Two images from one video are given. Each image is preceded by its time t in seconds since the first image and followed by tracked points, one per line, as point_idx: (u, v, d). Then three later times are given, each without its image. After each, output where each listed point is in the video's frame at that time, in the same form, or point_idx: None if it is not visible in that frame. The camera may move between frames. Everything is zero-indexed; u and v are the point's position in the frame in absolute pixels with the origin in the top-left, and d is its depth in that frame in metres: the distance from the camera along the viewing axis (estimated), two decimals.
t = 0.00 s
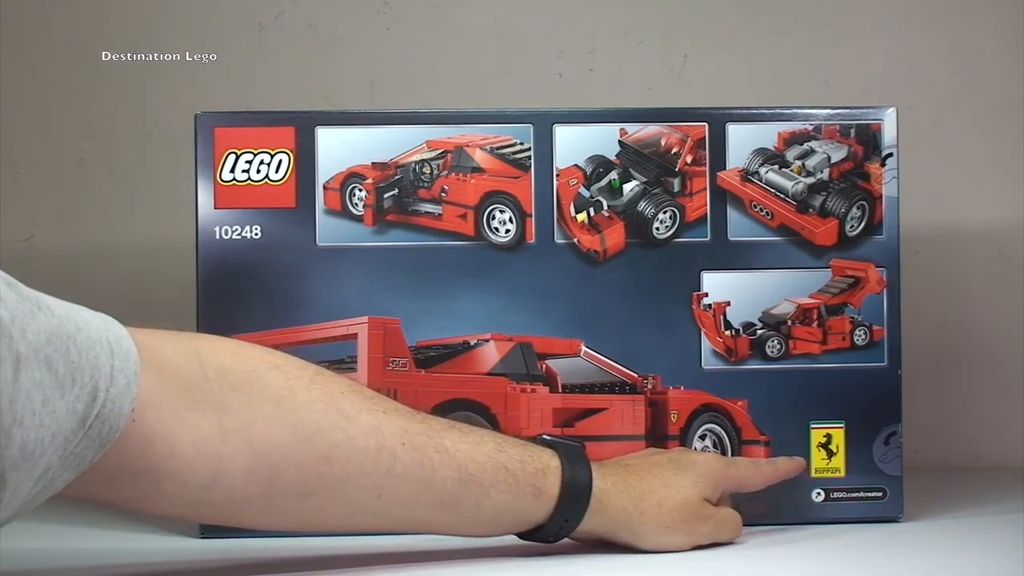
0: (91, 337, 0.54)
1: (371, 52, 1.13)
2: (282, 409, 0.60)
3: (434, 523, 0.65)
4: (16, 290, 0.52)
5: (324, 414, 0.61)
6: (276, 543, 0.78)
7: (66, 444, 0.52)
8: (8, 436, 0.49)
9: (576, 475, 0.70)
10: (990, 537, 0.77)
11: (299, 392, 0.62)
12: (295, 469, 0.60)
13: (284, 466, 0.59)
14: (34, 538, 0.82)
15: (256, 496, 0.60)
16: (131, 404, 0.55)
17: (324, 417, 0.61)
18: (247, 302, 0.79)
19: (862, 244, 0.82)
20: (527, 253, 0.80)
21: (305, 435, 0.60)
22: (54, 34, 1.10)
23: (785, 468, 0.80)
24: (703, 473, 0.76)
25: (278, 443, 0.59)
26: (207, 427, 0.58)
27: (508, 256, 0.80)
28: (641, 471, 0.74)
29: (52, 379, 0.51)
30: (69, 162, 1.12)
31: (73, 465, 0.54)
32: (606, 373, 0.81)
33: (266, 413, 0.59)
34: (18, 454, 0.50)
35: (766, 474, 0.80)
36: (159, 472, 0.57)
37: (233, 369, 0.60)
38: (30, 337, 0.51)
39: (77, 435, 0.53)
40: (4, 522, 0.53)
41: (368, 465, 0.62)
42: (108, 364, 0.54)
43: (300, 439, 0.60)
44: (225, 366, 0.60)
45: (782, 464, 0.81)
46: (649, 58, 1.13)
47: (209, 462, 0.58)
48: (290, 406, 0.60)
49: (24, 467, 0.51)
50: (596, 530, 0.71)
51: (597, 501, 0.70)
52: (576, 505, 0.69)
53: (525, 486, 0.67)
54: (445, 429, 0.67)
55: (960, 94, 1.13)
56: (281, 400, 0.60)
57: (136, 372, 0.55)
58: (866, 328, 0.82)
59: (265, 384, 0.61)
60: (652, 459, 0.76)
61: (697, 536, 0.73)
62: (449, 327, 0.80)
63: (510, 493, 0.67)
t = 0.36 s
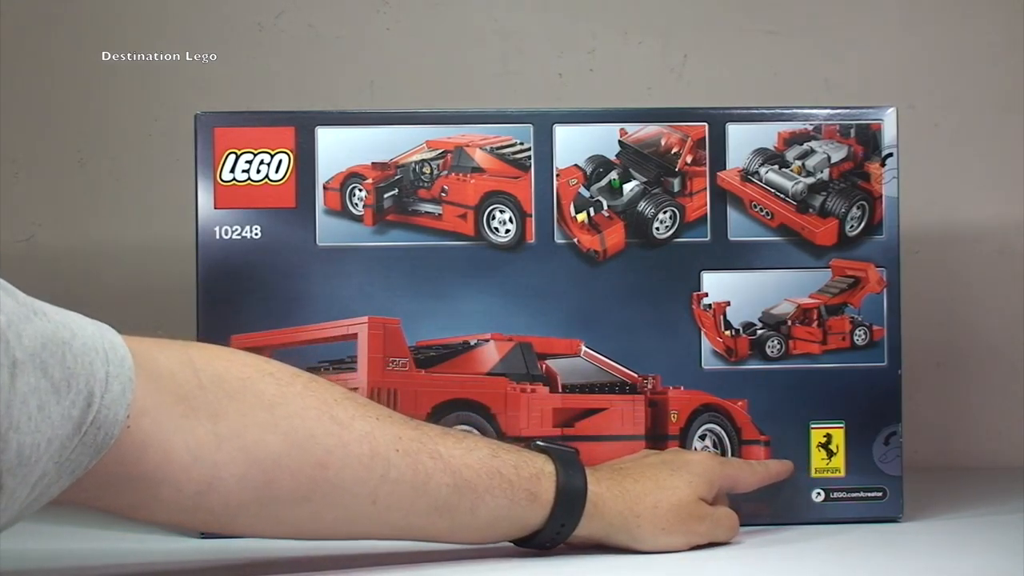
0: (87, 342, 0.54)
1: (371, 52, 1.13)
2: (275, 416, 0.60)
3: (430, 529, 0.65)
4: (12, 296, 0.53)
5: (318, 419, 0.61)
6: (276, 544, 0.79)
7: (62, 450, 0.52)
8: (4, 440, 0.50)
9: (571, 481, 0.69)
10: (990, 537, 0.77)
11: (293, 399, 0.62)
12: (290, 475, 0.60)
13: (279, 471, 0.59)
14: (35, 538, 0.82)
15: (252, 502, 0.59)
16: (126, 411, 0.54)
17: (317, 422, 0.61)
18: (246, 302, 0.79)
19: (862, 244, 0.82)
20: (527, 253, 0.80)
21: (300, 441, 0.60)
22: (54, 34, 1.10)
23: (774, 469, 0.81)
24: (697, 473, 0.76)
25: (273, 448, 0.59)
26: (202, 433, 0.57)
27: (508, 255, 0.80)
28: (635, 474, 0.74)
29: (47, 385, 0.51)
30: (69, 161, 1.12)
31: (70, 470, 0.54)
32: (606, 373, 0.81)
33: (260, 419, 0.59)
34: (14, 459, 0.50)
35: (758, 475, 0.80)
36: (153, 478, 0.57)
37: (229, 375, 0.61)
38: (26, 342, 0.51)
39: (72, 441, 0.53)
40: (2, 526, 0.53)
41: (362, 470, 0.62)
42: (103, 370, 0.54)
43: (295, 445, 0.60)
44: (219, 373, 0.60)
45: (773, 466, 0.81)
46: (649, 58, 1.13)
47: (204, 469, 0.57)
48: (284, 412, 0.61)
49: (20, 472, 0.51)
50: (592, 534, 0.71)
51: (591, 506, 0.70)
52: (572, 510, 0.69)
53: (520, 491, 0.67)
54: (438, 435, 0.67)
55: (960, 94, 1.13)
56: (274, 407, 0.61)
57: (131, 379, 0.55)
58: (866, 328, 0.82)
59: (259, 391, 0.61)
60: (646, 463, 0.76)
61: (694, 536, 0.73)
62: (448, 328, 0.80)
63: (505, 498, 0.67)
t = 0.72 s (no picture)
0: (85, 344, 0.54)
1: (371, 52, 1.13)
2: (274, 417, 0.60)
3: (431, 528, 0.65)
4: (10, 298, 0.53)
5: (317, 420, 0.62)
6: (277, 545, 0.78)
7: (61, 451, 0.52)
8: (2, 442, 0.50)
9: (570, 482, 0.69)
10: (990, 537, 0.77)
11: (292, 400, 0.62)
12: (289, 476, 0.60)
13: (279, 471, 0.59)
14: (36, 538, 0.82)
15: (251, 503, 0.59)
16: (125, 412, 0.54)
17: (316, 423, 0.61)
18: (247, 302, 0.79)
19: (863, 244, 0.82)
20: (527, 253, 0.80)
21: (298, 442, 0.60)
22: (54, 34, 1.10)
23: (774, 464, 0.81)
24: (696, 473, 0.76)
25: (272, 448, 0.59)
26: (202, 432, 0.57)
27: (508, 255, 0.80)
28: (635, 475, 0.74)
29: (45, 387, 0.51)
30: (69, 162, 1.12)
31: (70, 472, 0.54)
32: (606, 373, 0.81)
33: (258, 420, 0.59)
34: (13, 460, 0.50)
35: (758, 471, 0.80)
36: (152, 479, 0.56)
37: (228, 378, 0.61)
38: (24, 344, 0.51)
39: (71, 442, 0.52)
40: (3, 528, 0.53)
41: (360, 472, 0.62)
42: (101, 372, 0.53)
43: (293, 445, 0.60)
44: (218, 375, 0.60)
45: (773, 463, 0.81)
46: (649, 58, 1.13)
47: (202, 469, 0.57)
48: (283, 413, 0.61)
49: (19, 473, 0.51)
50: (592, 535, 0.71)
51: (591, 506, 0.70)
52: (572, 510, 0.69)
53: (519, 493, 0.67)
54: (437, 436, 0.67)
55: (960, 94, 1.13)
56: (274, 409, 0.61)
57: (130, 381, 0.55)
58: (866, 328, 0.82)
59: (258, 392, 0.61)
60: (645, 463, 0.76)
61: (695, 535, 0.73)
62: (448, 328, 0.80)
63: (505, 498, 0.67)
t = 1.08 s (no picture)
0: (87, 337, 0.54)
1: (371, 52, 1.13)
2: (277, 410, 0.60)
3: (431, 527, 0.65)
4: (12, 290, 0.52)
5: (321, 415, 0.61)
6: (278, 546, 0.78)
7: (62, 444, 0.52)
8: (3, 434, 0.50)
9: (571, 480, 0.69)
10: (990, 537, 0.77)
11: (295, 394, 0.62)
12: (292, 471, 0.60)
13: (280, 470, 0.59)
14: (36, 538, 0.82)
15: (252, 503, 0.59)
16: (127, 405, 0.54)
17: (319, 418, 0.61)
18: (246, 303, 0.79)
19: (862, 244, 0.82)
20: (527, 253, 0.80)
21: (302, 436, 0.60)
22: (54, 34, 1.10)
23: (775, 462, 0.81)
24: (697, 473, 0.76)
25: (273, 448, 0.59)
26: (205, 428, 0.57)
27: (508, 256, 0.80)
28: (637, 474, 0.74)
29: (46, 379, 0.51)
30: (69, 161, 1.12)
31: (71, 465, 0.54)
32: (606, 373, 0.81)
33: (261, 414, 0.59)
34: (12, 452, 0.50)
35: (758, 470, 0.80)
36: (154, 473, 0.56)
37: (232, 370, 0.61)
38: (25, 336, 0.51)
39: (73, 435, 0.52)
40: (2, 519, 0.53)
41: (364, 468, 0.62)
42: (104, 365, 0.53)
43: (297, 440, 0.60)
44: (221, 368, 0.60)
45: (774, 462, 0.81)
46: (649, 58, 1.13)
47: (204, 465, 0.57)
48: (286, 407, 0.60)
49: (18, 465, 0.51)
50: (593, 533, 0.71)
51: (593, 506, 0.70)
52: (573, 508, 0.69)
53: (521, 490, 0.67)
54: (440, 432, 0.67)
55: (960, 94, 1.13)
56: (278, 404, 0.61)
57: (133, 374, 0.55)
58: (866, 328, 0.82)
59: (260, 387, 0.61)
60: (646, 463, 0.76)
61: (694, 535, 0.73)
62: (448, 328, 0.80)
63: (506, 496, 0.66)
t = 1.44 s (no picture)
0: (88, 336, 0.54)
1: (371, 52, 1.13)
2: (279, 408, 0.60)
3: (432, 527, 0.65)
4: (12, 290, 0.53)
5: (323, 414, 0.61)
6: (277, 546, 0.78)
7: (64, 443, 0.52)
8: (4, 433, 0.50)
9: (573, 476, 0.69)
10: (991, 537, 0.77)
11: (297, 392, 0.62)
12: (294, 468, 0.60)
13: (281, 469, 0.59)
14: (35, 538, 0.82)
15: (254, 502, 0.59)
16: (128, 404, 0.54)
17: (321, 416, 0.61)
18: (246, 302, 0.79)
19: (862, 244, 0.82)
20: (527, 253, 0.80)
21: (304, 433, 0.60)
22: (53, 34, 1.10)
23: (780, 464, 0.81)
24: (699, 473, 0.75)
25: (274, 446, 0.59)
26: (206, 428, 0.57)
27: (508, 256, 0.80)
28: (639, 472, 0.74)
29: (47, 378, 0.51)
30: (69, 161, 1.12)
31: (72, 463, 0.54)
32: (606, 373, 0.81)
33: (263, 412, 0.59)
34: (14, 451, 0.50)
35: (764, 471, 0.80)
36: (156, 472, 0.56)
37: (233, 369, 0.61)
38: (26, 335, 0.51)
39: (74, 434, 0.52)
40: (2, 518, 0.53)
41: (366, 465, 0.62)
42: (104, 364, 0.53)
43: (299, 437, 0.60)
44: (223, 368, 0.60)
45: (778, 463, 0.81)
46: (649, 58, 1.13)
47: (205, 464, 0.57)
48: (288, 406, 0.61)
49: (20, 464, 0.51)
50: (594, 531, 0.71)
51: (594, 502, 0.70)
52: (575, 505, 0.69)
53: (523, 488, 0.67)
54: (443, 431, 0.67)
55: (960, 95, 1.13)
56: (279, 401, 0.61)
57: (134, 372, 0.55)
58: (866, 328, 0.82)
59: (261, 386, 0.61)
60: (647, 462, 0.76)
61: (694, 536, 0.73)
62: (447, 328, 0.80)
63: (508, 493, 0.66)
